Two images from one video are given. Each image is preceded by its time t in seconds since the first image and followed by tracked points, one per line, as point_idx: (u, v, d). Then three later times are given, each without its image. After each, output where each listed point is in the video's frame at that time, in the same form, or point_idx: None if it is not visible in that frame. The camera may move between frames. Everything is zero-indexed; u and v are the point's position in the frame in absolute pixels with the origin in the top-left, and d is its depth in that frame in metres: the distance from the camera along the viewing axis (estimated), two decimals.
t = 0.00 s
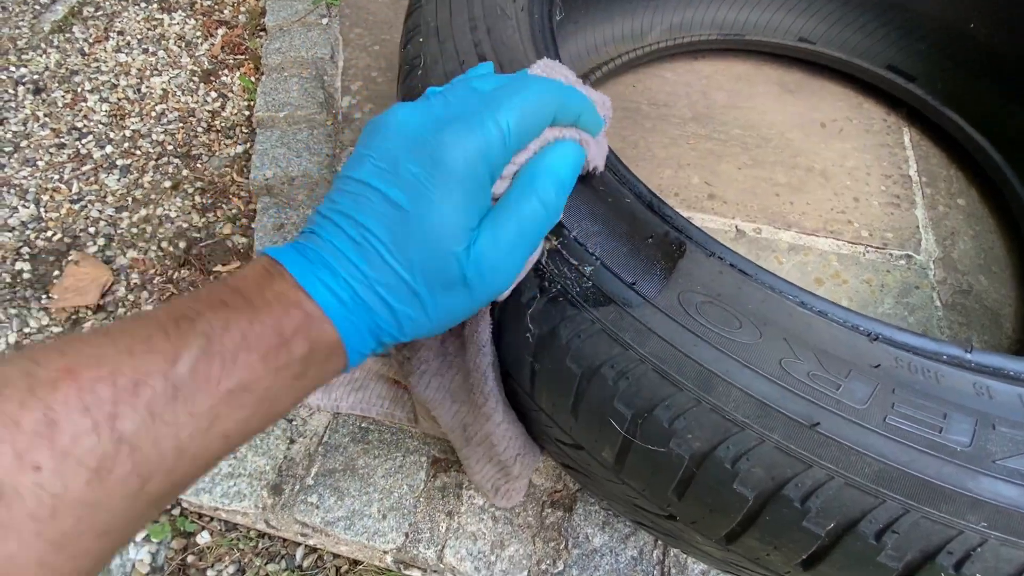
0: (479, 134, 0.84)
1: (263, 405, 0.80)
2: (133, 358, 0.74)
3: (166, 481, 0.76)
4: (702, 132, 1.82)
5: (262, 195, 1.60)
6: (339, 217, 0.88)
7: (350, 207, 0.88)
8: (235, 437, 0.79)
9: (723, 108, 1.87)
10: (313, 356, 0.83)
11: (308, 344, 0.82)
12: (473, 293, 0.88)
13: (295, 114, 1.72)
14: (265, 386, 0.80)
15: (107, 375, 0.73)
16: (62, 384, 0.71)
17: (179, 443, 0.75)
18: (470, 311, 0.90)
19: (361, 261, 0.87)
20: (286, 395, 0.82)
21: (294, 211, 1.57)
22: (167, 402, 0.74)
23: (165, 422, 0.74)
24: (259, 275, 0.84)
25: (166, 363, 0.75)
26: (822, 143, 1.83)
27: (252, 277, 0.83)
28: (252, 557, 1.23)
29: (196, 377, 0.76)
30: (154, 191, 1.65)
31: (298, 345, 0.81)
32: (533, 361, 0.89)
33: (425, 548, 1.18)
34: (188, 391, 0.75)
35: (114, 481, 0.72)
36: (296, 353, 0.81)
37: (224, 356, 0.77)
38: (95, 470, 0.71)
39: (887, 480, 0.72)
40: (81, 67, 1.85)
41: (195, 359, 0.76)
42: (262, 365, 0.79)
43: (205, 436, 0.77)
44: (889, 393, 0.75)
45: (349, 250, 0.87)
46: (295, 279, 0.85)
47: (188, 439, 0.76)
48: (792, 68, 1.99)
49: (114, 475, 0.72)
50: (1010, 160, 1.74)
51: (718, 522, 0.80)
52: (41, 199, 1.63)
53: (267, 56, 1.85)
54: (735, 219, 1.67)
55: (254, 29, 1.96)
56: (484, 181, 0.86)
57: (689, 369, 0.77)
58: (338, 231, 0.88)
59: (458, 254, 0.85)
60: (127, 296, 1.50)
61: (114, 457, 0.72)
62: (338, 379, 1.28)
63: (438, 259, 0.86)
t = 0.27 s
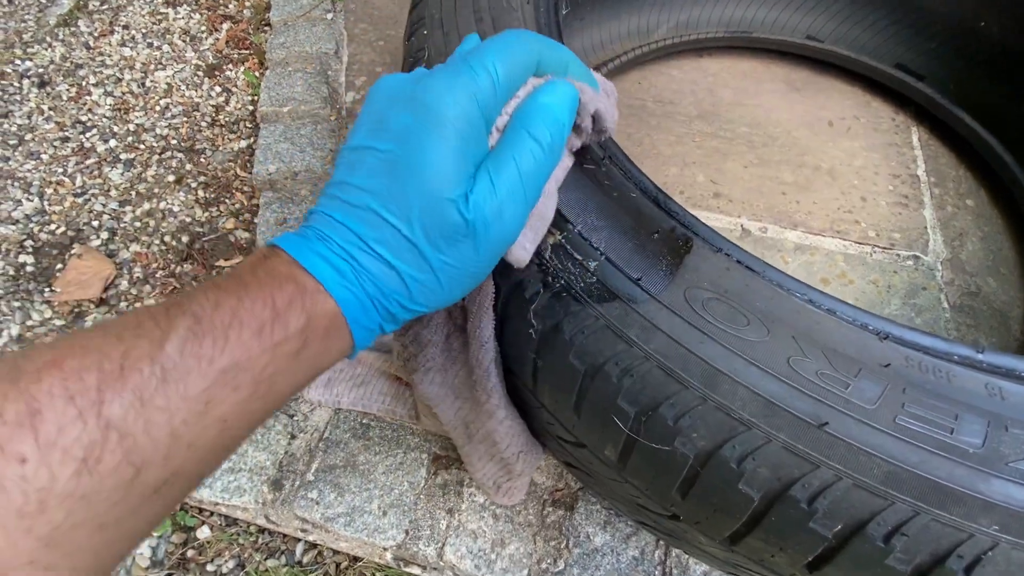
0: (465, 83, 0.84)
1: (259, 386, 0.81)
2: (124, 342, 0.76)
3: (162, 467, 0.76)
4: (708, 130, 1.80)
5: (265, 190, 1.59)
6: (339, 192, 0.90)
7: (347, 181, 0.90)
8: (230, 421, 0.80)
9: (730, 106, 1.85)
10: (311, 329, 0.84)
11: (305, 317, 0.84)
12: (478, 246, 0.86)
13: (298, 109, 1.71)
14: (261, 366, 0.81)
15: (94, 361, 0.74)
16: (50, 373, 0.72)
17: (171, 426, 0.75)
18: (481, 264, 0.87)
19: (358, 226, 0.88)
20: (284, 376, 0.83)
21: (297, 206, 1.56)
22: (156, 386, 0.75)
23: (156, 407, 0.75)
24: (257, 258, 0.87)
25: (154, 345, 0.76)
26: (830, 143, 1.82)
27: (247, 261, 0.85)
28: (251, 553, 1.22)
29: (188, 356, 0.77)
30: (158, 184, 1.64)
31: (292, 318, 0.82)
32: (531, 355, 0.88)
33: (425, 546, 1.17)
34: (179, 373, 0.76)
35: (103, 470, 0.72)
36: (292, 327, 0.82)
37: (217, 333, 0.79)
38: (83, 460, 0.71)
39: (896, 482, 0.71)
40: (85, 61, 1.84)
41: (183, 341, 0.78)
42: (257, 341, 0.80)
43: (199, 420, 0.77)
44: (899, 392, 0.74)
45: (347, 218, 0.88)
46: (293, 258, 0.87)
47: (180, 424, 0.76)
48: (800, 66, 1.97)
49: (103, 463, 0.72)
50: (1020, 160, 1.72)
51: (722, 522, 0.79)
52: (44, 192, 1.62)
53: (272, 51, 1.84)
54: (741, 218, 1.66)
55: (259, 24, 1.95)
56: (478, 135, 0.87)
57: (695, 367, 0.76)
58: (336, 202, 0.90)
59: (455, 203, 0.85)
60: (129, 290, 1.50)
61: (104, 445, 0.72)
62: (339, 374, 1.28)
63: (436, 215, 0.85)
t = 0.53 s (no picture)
0: (502, 89, 0.82)
1: (327, 443, 0.76)
2: (186, 406, 0.72)
3: (234, 538, 0.71)
4: (720, 130, 1.78)
5: (274, 186, 1.59)
6: (392, 221, 0.87)
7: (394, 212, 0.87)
8: (300, 480, 0.75)
9: (742, 105, 1.84)
10: (377, 368, 0.79)
11: (369, 358, 0.79)
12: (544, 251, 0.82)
13: (308, 105, 1.70)
14: (327, 419, 0.76)
15: (159, 429, 0.70)
16: (113, 447, 0.68)
17: (240, 494, 0.71)
18: (548, 272, 0.84)
19: (416, 252, 0.84)
20: (351, 427, 0.78)
21: (305, 203, 1.55)
22: (222, 452, 0.71)
23: (222, 474, 0.70)
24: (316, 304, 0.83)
25: (218, 404, 0.72)
26: (843, 143, 1.80)
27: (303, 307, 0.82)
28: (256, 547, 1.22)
29: (253, 415, 0.73)
30: (167, 179, 1.64)
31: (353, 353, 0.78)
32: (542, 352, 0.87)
33: (430, 544, 1.16)
34: (244, 433, 0.72)
35: (172, 551, 0.67)
36: (357, 369, 0.77)
37: (280, 387, 0.75)
38: (152, 540, 0.67)
39: (914, 485, 0.69)
40: (97, 56, 1.84)
41: (247, 401, 0.73)
42: (323, 391, 0.76)
43: (268, 484, 0.73)
44: (919, 395, 0.73)
45: (402, 246, 0.85)
46: (352, 295, 0.83)
47: (249, 489, 0.71)
48: (813, 66, 1.95)
49: (172, 542, 0.67)
50: None
51: (734, 525, 0.78)
52: (55, 185, 1.62)
53: (281, 47, 1.84)
54: (752, 218, 1.64)
55: (269, 21, 1.94)
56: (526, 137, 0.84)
57: (709, 366, 0.75)
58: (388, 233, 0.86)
59: (513, 205, 0.81)
60: (138, 284, 1.49)
61: (172, 520, 0.68)
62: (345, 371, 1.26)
63: (497, 227, 0.81)
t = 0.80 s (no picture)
0: (636, 235, 0.70)
1: None
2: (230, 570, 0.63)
3: None
4: (732, 132, 1.78)
5: (287, 185, 1.60)
6: (468, 355, 0.74)
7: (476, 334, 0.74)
8: None
9: (755, 107, 1.83)
10: (435, 536, 0.70)
11: (430, 526, 0.69)
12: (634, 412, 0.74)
13: (321, 105, 1.71)
14: None
15: None
16: None
17: None
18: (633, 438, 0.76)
19: (500, 405, 0.73)
20: None
21: (318, 202, 1.56)
22: None
23: None
24: (374, 429, 0.69)
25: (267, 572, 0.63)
26: (857, 146, 1.79)
27: (363, 432, 0.69)
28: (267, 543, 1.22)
29: None
30: (182, 178, 1.65)
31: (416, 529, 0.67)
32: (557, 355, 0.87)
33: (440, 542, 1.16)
34: None
35: None
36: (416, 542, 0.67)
37: (333, 559, 0.64)
38: None
39: (932, 492, 0.70)
40: (114, 55, 1.86)
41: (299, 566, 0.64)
42: (381, 564, 0.66)
43: None
44: (937, 401, 0.72)
45: (486, 394, 0.73)
46: (414, 434, 0.69)
47: None
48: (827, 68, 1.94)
49: None
50: None
51: (747, 527, 0.78)
52: (72, 183, 1.63)
53: (295, 48, 1.85)
54: (764, 220, 1.64)
55: (283, 21, 1.95)
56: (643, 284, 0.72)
57: (726, 370, 0.75)
58: (466, 367, 0.74)
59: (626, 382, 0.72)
60: (153, 281, 1.51)
61: None
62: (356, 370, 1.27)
63: (594, 382, 0.72)
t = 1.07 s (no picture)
0: (594, 288, 0.73)
1: (282, 561, 0.74)
2: (143, 515, 0.68)
3: None
4: (744, 136, 1.77)
5: (299, 188, 1.60)
6: (411, 354, 0.78)
7: (421, 341, 0.78)
8: None
9: (767, 112, 1.82)
10: (344, 504, 0.76)
11: (341, 496, 0.75)
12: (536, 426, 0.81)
13: (332, 109, 1.72)
14: (286, 542, 0.73)
15: (108, 541, 0.67)
16: (64, 543, 0.67)
17: None
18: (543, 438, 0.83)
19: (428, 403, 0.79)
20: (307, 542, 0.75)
21: (330, 206, 1.57)
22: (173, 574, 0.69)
23: None
24: (302, 398, 0.75)
25: (177, 524, 0.69)
26: (870, 151, 1.78)
27: (286, 400, 0.74)
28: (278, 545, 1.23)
29: (207, 540, 0.70)
30: (195, 180, 1.66)
31: (327, 501, 0.74)
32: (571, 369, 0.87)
33: (449, 548, 1.17)
34: (195, 557, 0.69)
35: None
36: (325, 510, 0.73)
37: (243, 515, 0.70)
38: None
39: (948, 514, 0.70)
40: (128, 58, 1.87)
41: (209, 517, 0.70)
42: (284, 524, 0.72)
43: None
44: (953, 421, 0.72)
45: (418, 395, 0.79)
46: (343, 420, 0.76)
47: None
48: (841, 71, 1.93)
49: None
50: None
51: (758, 543, 0.78)
52: (88, 185, 1.65)
53: (307, 51, 1.85)
54: (775, 226, 1.63)
55: (295, 24, 1.96)
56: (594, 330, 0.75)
57: (739, 388, 0.75)
58: (405, 367, 0.79)
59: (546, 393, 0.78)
60: (166, 283, 1.52)
61: None
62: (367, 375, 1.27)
63: (503, 396, 0.78)
